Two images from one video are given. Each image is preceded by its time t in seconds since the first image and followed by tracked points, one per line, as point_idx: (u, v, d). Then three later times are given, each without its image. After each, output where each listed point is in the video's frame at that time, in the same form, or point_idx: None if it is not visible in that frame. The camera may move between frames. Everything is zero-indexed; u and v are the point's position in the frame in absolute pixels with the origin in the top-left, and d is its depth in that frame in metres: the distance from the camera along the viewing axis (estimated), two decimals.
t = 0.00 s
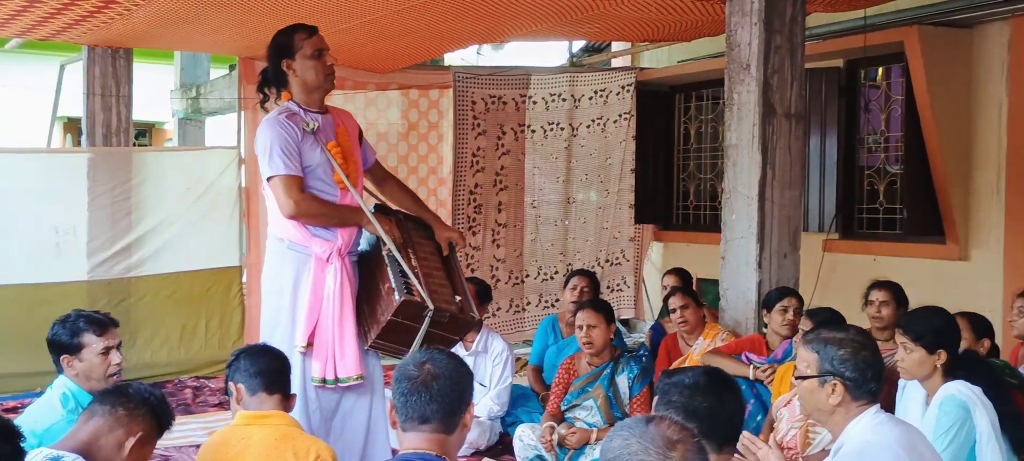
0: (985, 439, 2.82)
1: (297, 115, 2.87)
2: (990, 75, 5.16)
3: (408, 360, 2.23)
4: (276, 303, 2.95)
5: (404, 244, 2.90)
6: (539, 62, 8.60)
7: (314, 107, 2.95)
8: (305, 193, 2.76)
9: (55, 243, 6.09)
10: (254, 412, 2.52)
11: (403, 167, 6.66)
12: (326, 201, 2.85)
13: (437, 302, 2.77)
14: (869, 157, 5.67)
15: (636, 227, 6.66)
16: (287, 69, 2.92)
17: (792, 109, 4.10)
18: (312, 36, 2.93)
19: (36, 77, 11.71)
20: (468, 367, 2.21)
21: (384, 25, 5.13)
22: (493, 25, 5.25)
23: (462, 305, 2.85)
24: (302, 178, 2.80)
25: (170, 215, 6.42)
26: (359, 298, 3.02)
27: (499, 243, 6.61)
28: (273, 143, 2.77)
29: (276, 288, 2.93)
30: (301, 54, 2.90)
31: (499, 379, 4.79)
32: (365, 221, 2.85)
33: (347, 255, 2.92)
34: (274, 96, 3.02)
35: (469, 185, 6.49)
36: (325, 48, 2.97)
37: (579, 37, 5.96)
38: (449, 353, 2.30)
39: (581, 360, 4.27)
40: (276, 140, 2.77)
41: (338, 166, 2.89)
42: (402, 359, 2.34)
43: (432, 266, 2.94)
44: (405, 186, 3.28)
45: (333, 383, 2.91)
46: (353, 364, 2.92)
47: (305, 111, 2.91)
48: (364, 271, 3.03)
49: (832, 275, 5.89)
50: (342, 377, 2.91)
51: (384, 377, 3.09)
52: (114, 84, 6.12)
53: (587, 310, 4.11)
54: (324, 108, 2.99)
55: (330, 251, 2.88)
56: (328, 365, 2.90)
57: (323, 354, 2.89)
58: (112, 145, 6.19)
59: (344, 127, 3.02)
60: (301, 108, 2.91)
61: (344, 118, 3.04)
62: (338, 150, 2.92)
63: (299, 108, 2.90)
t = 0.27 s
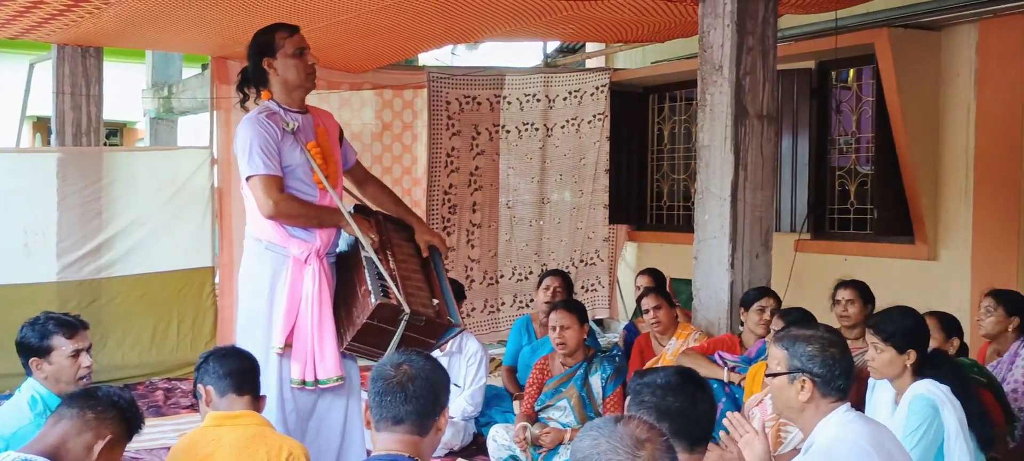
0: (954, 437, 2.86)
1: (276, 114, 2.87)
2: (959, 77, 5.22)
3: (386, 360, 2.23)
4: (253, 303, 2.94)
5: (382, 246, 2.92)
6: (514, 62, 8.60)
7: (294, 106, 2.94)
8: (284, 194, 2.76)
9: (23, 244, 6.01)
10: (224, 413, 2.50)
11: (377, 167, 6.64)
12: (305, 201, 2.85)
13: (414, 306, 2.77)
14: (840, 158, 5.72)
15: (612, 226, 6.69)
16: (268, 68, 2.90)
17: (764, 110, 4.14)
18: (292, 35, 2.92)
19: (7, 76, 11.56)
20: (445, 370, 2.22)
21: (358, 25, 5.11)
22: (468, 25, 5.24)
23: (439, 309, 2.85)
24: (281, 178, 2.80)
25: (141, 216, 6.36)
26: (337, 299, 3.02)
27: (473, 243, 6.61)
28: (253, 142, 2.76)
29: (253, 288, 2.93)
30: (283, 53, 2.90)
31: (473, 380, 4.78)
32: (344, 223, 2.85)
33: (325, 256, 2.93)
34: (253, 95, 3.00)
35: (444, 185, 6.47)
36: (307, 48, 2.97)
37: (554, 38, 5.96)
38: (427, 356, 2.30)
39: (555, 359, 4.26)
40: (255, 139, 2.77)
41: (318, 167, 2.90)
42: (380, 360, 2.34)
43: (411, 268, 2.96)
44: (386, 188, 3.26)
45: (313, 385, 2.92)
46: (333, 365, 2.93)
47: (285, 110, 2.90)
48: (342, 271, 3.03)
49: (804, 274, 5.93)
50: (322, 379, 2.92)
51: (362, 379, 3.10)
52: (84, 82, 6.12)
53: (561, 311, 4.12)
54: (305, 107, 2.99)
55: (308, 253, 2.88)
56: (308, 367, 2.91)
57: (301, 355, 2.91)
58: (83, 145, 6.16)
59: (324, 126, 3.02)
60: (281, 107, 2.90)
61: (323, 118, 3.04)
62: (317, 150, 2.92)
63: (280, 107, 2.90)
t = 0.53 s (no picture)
0: (920, 436, 2.90)
1: (254, 114, 2.91)
2: (925, 80, 5.29)
3: (358, 363, 2.22)
4: (227, 304, 2.96)
5: (360, 247, 2.96)
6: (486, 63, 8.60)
7: (273, 106, 2.98)
8: (260, 193, 2.80)
9: None
10: (188, 419, 2.48)
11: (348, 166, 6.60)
12: (281, 201, 2.89)
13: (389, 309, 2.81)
14: (809, 158, 5.78)
15: (583, 226, 6.71)
16: (249, 65, 2.94)
17: (734, 112, 4.16)
18: (274, 34, 2.97)
19: None
20: (418, 375, 2.22)
21: (330, 24, 5.08)
22: (441, 25, 5.23)
23: (415, 312, 2.89)
24: (257, 177, 2.83)
25: (110, 216, 6.29)
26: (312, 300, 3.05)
27: (445, 244, 6.59)
28: (230, 141, 2.80)
29: (227, 289, 2.94)
30: (264, 51, 2.94)
31: (445, 381, 4.78)
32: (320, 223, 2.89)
33: (300, 257, 2.96)
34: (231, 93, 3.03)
35: (415, 185, 6.44)
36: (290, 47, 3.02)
37: (526, 39, 5.97)
38: (401, 360, 2.29)
39: (525, 361, 4.28)
40: (233, 138, 2.80)
41: (295, 167, 2.94)
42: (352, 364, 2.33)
43: (387, 271, 3.00)
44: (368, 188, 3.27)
45: (288, 387, 2.95)
46: (308, 367, 2.95)
47: (263, 110, 2.94)
48: (317, 272, 3.07)
49: (773, 274, 5.99)
50: (297, 380, 2.95)
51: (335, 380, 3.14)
52: (50, 81, 6.12)
53: (532, 312, 4.14)
54: (284, 108, 3.03)
55: (283, 254, 2.92)
56: (282, 368, 2.93)
57: (276, 356, 2.93)
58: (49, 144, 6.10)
59: (302, 127, 3.06)
60: (259, 107, 2.94)
61: (302, 119, 3.08)
62: (295, 151, 2.96)
63: (258, 107, 2.94)
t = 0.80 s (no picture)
0: (893, 435, 2.93)
1: (239, 114, 2.91)
2: (899, 81, 5.34)
3: (334, 365, 2.21)
4: (205, 305, 2.94)
5: (343, 250, 2.96)
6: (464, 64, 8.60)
7: (258, 107, 2.98)
8: (242, 193, 2.79)
9: None
10: (165, 420, 2.45)
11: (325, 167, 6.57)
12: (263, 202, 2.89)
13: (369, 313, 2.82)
14: (785, 159, 5.81)
15: (562, 227, 6.73)
16: (236, 64, 2.93)
17: (710, 113, 4.18)
18: (263, 34, 2.97)
19: None
20: (395, 377, 2.22)
21: (307, 25, 5.06)
22: (418, 26, 5.23)
23: (395, 317, 2.90)
24: (240, 177, 2.83)
25: (84, 217, 6.23)
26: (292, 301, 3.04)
27: (423, 245, 6.58)
28: (214, 140, 2.79)
29: (207, 289, 2.93)
30: (252, 50, 2.93)
31: (421, 382, 4.77)
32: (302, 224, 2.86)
33: (281, 259, 2.96)
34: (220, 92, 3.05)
35: (393, 186, 6.43)
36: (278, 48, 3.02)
37: (505, 40, 5.97)
38: (378, 361, 2.29)
39: (503, 362, 4.29)
40: (217, 138, 2.80)
41: (278, 168, 2.94)
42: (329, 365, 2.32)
43: (369, 275, 3.01)
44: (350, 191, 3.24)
45: (265, 388, 2.93)
46: (286, 369, 2.94)
47: (248, 110, 2.94)
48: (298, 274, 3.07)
49: (749, 274, 6.04)
50: (275, 382, 2.93)
51: (315, 382, 3.13)
52: (23, 81, 5.65)
53: (510, 313, 4.15)
54: (269, 108, 3.03)
55: (264, 255, 2.91)
56: (261, 370, 2.92)
57: (254, 357, 2.91)
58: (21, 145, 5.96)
59: (287, 128, 3.06)
60: (244, 107, 2.94)
61: (288, 120, 3.08)
62: (279, 152, 2.96)
63: (243, 107, 2.94)
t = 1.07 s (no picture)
0: (881, 435, 2.94)
1: (236, 113, 2.91)
2: (888, 82, 5.36)
3: (324, 366, 2.21)
4: (197, 305, 2.95)
5: (337, 252, 2.95)
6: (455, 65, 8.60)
7: (255, 107, 2.99)
8: (237, 193, 2.79)
9: None
10: (158, 422, 2.44)
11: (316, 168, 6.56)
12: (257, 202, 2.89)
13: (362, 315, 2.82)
14: (775, 160, 5.82)
15: (551, 229, 6.76)
16: (232, 65, 2.93)
17: (699, 114, 4.19)
18: (261, 35, 2.97)
19: None
20: (385, 378, 2.21)
21: (297, 25, 5.05)
22: (409, 27, 5.23)
23: (388, 319, 2.91)
24: (235, 177, 2.83)
25: (73, 218, 6.20)
26: (285, 301, 3.04)
27: (413, 245, 6.57)
28: (209, 139, 2.80)
29: (199, 289, 2.95)
30: (248, 52, 2.93)
31: (411, 383, 4.76)
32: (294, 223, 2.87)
33: (274, 259, 2.96)
34: (218, 89, 3.04)
35: (383, 187, 6.42)
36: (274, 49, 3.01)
37: (495, 40, 5.96)
38: (368, 362, 2.28)
39: (494, 363, 4.27)
40: (212, 137, 2.80)
41: (273, 169, 2.94)
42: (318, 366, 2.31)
43: (364, 277, 3.00)
44: (347, 193, 3.27)
45: (257, 389, 2.94)
46: (277, 370, 2.94)
47: (245, 110, 2.94)
48: (292, 275, 3.07)
49: (740, 275, 6.06)
50: (267, 384, 2.94)
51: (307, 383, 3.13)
52: (12, 82, 5.66)
53: (500, 314, 4.15)
54: (266, 109, 3.03)
55: (256, 255, 2.91)
56: (252, 371, 2.93)
57: (246, 358, 2.92)
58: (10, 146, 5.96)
59: (285, 129, 3.06)
60: (241, 107, 2.95)
61: (285, 121, 3.08)
62: (275, 152, 2.96)
63: (240, 107, 2.94)
